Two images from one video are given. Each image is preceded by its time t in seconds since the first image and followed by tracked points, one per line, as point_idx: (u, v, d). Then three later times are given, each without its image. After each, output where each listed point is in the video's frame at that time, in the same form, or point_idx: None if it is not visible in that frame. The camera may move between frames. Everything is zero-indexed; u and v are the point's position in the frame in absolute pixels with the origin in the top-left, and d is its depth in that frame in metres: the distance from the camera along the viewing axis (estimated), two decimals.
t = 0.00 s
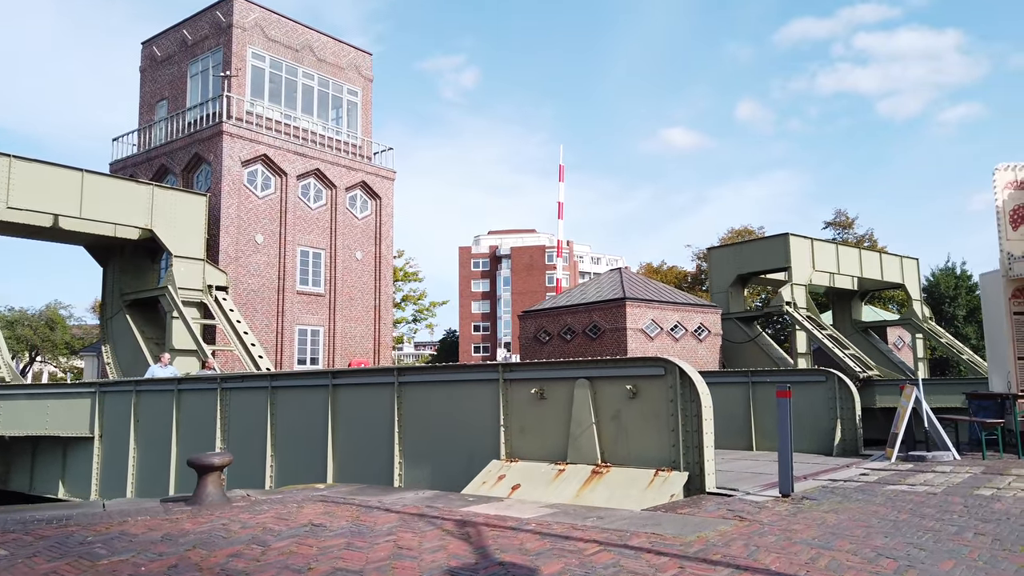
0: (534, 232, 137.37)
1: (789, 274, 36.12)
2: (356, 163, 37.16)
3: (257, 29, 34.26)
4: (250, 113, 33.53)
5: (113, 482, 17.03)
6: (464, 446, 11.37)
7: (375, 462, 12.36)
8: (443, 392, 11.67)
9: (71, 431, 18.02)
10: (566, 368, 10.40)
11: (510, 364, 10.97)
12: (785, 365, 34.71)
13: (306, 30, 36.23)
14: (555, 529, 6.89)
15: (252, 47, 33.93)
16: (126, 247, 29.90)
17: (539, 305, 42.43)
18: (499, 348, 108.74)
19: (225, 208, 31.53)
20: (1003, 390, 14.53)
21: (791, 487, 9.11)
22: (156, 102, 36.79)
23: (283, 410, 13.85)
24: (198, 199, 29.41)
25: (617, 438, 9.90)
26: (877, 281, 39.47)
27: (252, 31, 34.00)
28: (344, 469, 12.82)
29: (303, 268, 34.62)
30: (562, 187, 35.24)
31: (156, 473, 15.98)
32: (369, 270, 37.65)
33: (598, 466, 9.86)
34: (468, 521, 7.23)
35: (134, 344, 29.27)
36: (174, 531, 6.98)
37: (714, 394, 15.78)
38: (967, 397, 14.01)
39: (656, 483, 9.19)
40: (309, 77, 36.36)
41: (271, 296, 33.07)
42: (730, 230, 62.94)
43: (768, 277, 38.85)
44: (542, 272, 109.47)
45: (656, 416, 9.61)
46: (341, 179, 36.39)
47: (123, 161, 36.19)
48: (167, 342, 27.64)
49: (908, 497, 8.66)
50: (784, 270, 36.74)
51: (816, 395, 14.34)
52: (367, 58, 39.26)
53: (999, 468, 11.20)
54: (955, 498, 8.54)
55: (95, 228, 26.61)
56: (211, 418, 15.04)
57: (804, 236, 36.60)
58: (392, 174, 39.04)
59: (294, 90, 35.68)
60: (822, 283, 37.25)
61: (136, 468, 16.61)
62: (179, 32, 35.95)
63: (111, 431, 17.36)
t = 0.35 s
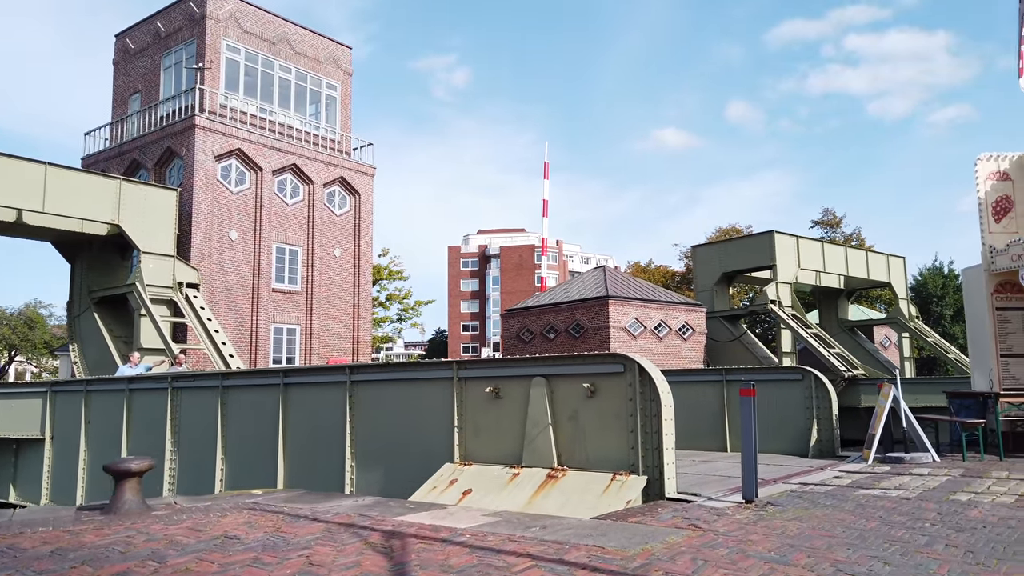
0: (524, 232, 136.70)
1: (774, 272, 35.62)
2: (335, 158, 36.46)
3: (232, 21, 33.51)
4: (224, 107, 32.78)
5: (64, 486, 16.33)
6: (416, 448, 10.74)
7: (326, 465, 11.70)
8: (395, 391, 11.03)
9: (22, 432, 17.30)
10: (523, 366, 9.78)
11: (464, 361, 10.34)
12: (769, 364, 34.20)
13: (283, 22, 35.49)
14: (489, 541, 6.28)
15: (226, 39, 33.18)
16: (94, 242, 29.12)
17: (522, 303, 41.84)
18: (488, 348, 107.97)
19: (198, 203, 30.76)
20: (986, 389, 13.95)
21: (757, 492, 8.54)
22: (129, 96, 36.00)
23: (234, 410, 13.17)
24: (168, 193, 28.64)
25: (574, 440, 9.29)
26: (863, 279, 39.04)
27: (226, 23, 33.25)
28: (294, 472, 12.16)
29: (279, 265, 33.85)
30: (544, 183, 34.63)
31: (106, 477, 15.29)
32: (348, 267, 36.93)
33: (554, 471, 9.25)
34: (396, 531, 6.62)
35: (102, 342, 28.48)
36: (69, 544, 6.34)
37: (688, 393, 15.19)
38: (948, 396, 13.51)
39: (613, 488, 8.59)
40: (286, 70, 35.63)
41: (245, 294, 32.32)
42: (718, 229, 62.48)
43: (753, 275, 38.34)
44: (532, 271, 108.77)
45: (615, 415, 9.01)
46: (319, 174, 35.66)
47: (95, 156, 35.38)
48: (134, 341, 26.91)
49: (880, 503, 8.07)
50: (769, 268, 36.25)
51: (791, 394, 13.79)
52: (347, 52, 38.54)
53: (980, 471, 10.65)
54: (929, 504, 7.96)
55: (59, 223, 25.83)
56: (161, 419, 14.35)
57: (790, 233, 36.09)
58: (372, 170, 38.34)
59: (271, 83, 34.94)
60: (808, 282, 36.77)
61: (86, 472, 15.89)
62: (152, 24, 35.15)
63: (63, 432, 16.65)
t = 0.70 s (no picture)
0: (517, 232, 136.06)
1: (763, 272, 35.04)
2: (317, 155, 35.79)
3: (210, 14, 32.81)
4: (202, 102, 32.07)
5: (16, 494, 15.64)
6: (370, 455, 10.09)
7: (278, 473, 11.04)
8: (349, 394, 10.37)
9: None
10: (481, 368, 9.12)
11: (420, 363, 9.67)
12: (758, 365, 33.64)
13: (263, 16, 34.81)
14: (419, 564, 5.65)
15: (204, 33, 32.49)
16: (66, 240, 28.34)
17: (509, 302, 41.22)
18: (480, 348, 107.22)
19: (173, 200, 30.05)
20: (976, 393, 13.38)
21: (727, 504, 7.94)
22: (106, 91, 35.27)
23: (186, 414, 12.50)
24: (142, 188, 27.90)
25: (533, 448, 8.65)
26: (854, 279, 38.53)
27: (204, 16, 32.56)
28: (246, 480, 11.50)
29: (258, 264, 33.16)
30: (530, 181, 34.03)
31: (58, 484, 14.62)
32: (330, 266, 36.25)
33: (512, 480, 8.61)
34: (320, 553, 6.00)
35: (73, 343, 27.75)
36: None
37: (667, 395, 14.58)
38: (935, 399, 13.00)
39: (572, 500, 7.97)
40: (266, 65, 34.94)
41: (223, 294, 31.62)
42: (709, 229, 61.95)
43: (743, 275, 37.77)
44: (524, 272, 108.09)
45: (576, 421, 8.37)
46: (300, 171, 34.97)
47: (71, 152, 34.62)
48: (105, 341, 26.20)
49: (858, 517, 7.46)
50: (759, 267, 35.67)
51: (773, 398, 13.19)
52: (329, 47, 37.86)
53: (967, 479, 10.07)
54: (911, 518, 7.35)
55: (27, 219, 25.07)
56: (114, 423, 13.68)
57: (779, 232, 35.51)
58: (355, 167, 37.67)
59: (250, 78, 34.25)
60: (798, 282, 36.21)
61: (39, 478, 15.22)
62: (129, 17, 34.42)
63: (16, 436, 15.96)
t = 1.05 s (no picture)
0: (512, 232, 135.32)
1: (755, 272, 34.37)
2: (300, 152, 35.08)
3: (190, 7, 32.10)
4: (181, 97, 31.35)
5: None
6: (319, 467, 9.41)
7: (225, 484, 10.36)
8: (298, 402, 9.68)
9: None
10: (434, 374, 8.43)
11: (371, 369, 8.98)
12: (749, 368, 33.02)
13: (245, 9, 34.12)
14: None
15: (183, 26, 31.79)
16: (38, 238, 27.61)
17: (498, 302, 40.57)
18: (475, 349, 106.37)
19: (150, 197, 29.35)
20: (968, 399, 12.76)
21: (694, 524, 7.29)
22: (84, 86, 34.55)
23: (134, 421, 11.79)
24: (117, 186, 27.21)
25: (487, 462, 7.97)
26: (847, 280, 37.90)
27: (184, 9, 31.86)
28: (193, 491, 10.81)
29: (239, 263, 32.45)
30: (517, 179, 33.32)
31: (7, 492, 13.93)
32: (314, 266, 35.53)
33: (464, 498, 7.93)
34: None
35: (44, 344, 27.05)
36: None
37: (646, 401, 13.92)
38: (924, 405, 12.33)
39: (526, 520, 7.30)
40: (249, 60, 34.24)
41: (202, 293, 30.92)
42: (704, 228, 61.32)
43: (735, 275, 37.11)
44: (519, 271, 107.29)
45: (532, 432, 7.70)
46: (282, 168, 34.27)
47: (48, 148, 33.87)
48: (77, 342, 25.51)
49: (835, 540, 6.81)
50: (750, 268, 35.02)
51: (754, 404, 12.55)
52: (314, 42, 37.18)
53: (957, 493, 9.42)
54: (894, 542, 6.68)
55: None
56: (62, 430, 12.98)
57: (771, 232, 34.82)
58: (340, 165, 36.98)
59: (232, 73, 33.54)
60: (791, 282, 35.54)
61: None
62: (108, 11, 33.70)
63: None
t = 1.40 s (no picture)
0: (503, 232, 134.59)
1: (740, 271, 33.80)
2: (278, 148, 34.41)
3: None
4: (153, 91, 30.66)
5: None
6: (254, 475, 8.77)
7: (160, 492, 9.72)
8: (235, 404, 9.04)
9: None
10: (373, 374, 7.81)
11: (308, 369, 8.35)
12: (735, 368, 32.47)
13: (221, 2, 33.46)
14: None
15: (156, 19, 31.09)
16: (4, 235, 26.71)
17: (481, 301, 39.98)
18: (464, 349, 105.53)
19: (120, 193, 28.64)
20: (950, 401, 12.23)
21: (645, 538, 6.73)
22: (56, 80, 33.77)
23: (71, 424, 11.14)
24: (85, 181, 26.53)
25: (428, 470, 7.37)
26: (834, 279, 37.44)
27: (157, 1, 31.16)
28: (128, 500, 10.16)
29: (214, 261, 31.73)
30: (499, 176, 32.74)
31: None
32: (292, 264, 34.84)
33: (401, 509, 7.32)
34: None
35: (8, 343, 26.23)
36: None
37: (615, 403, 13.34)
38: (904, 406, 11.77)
39: (463, 534, 6.70)
40: (225, 54, 33.56)
41: (175, 292, 30.20)
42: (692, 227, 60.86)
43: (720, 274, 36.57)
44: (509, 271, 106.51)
45: (475, 437, 7.09)
46: (259, 164, 33.57)
47: (18, 143, 33.07)
48: (42, 342, 24.72)
49: (797, 555, 6.25)
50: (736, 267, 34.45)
51: (726, 406, 11.98)
52: (293, 36, 36.53)
53: (934, 501, 8.89)
54: (860, 558, 6.12)
55: None
56: None
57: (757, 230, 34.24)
58: (319, 161, 36.31)
59: (208, 67, 32.86)
60: (778, 281, 34.97)
61: None
62: (80, 3, 32.96)
63: None
